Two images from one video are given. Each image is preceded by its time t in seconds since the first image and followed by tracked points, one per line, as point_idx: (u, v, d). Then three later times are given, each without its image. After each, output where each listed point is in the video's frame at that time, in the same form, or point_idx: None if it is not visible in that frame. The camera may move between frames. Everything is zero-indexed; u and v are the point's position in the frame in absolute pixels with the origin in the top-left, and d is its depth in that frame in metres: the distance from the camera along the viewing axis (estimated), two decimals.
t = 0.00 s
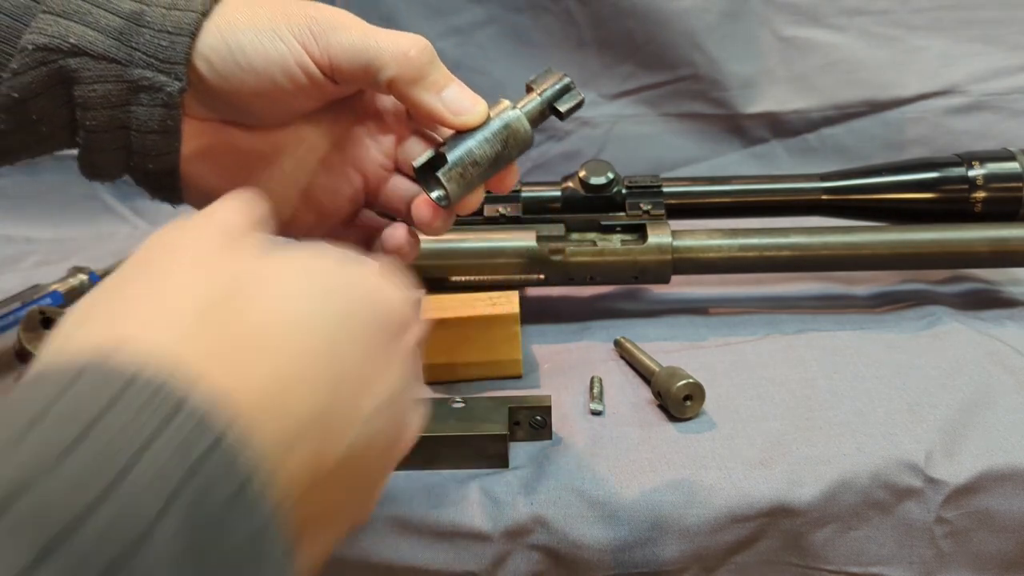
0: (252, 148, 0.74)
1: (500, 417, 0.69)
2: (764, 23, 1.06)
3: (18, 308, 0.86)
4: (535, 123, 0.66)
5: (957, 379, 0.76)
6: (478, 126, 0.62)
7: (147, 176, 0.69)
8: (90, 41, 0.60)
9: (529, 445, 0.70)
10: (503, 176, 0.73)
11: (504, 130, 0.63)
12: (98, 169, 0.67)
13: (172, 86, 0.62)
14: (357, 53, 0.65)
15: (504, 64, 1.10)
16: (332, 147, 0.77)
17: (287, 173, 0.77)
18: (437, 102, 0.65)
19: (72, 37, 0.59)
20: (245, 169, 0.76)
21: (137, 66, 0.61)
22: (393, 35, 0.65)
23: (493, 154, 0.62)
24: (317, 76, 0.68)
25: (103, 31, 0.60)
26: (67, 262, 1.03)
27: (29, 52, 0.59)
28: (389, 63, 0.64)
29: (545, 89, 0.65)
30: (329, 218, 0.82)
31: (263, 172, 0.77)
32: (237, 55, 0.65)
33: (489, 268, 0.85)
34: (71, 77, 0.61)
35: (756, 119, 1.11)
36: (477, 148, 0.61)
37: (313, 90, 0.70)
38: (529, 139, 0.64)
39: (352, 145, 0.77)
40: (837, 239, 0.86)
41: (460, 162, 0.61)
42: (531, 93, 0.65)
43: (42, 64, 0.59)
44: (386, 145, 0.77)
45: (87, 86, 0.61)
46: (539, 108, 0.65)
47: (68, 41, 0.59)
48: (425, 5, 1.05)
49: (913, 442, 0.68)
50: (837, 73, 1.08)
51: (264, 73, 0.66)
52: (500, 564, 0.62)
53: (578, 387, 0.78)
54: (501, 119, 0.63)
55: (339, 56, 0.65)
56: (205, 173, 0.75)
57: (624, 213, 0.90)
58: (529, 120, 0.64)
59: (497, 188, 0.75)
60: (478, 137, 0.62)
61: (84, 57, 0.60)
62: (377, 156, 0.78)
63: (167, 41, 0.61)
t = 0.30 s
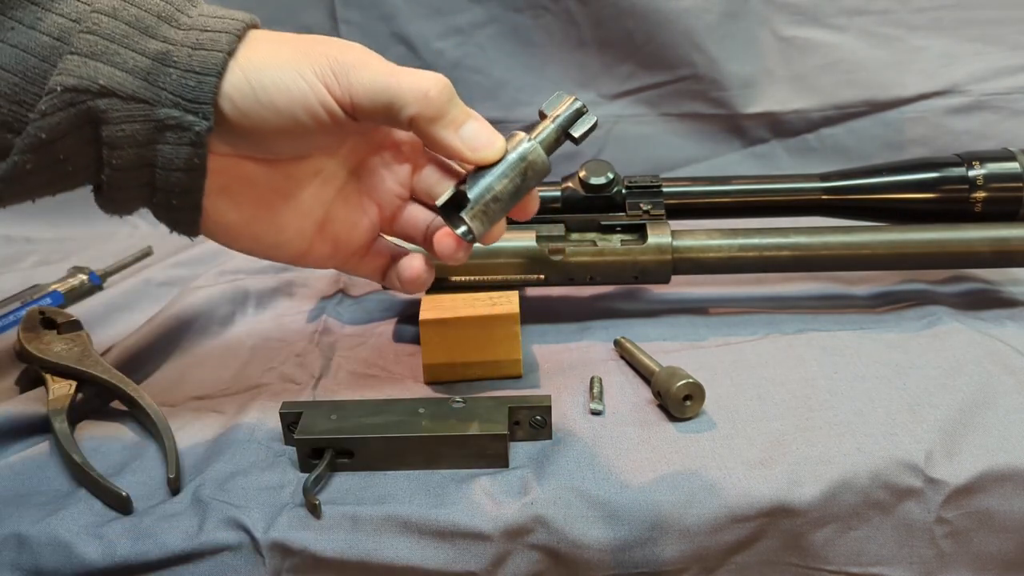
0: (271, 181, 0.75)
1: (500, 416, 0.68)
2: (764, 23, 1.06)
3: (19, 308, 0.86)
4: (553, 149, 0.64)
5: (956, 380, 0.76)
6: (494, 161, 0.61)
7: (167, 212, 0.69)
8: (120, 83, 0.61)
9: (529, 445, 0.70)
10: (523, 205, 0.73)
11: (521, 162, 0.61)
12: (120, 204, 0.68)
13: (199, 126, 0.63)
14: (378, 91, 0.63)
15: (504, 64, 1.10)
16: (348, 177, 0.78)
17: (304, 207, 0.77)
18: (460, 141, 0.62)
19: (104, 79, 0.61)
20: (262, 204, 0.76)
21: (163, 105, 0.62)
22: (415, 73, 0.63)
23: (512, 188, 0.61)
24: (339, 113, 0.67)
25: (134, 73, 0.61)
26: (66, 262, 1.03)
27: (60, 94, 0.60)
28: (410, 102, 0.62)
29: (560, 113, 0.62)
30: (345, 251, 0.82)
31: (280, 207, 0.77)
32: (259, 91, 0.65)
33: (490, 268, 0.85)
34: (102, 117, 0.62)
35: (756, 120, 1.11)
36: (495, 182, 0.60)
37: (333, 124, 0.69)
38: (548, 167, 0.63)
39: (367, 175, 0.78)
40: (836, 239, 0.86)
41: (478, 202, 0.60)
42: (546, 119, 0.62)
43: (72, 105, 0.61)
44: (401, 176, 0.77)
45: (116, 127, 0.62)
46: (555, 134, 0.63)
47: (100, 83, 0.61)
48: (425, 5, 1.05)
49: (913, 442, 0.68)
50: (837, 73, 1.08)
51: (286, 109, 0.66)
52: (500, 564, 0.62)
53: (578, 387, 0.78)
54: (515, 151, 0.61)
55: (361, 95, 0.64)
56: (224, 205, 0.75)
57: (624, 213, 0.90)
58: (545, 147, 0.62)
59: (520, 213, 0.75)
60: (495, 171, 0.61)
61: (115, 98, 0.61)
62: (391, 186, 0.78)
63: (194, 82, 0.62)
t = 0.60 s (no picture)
0: (284, 209, 0.71)
1: (500, 416, 0.68)
2: (764, 23, 1.06)
3: (19, 308, 0.86)
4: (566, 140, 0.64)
5: (957, 380, 0.76)
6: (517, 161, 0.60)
7: (176, 250, 0.65)
8: (128, 114, 0.58)
9: (529, 445, 0.70)
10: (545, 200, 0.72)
11: (543, 158, 0.61)
12: (127, 243, 0.65)
13: (214, 155, 0.60)
14: (394, 102, 0.61)
15: (504, 64, 1.10)
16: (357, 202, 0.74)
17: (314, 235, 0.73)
18: (481, 143, 0.61)
19: (111, 111, 0.57)
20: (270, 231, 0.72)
21: (175, 135, 0.59)
22: (431, 78, 0.61)
23: (540, 185, 0.61)
24: (355, 129, 0.64)
25: (142, 101, 0.58)
26: (65, 262, 1.03)
27: (66, 130, 0.57)
28: (429, 108, 0.60)
29: (567, 101, 0.62)
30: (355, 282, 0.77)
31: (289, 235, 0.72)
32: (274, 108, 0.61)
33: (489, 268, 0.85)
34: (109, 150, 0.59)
35: (756, 120, 1.11)
36: (525, 180, 0.60)
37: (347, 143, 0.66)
38: (566, 157, 0.63)
39: (374, 197, 0.75)
40: (837, 240, 0.85)
41: (512, 205, 0.59)
42: (554, 108, 0.62)
43: (79, 140, 0.57)
44: (405, 193, 0.76)
45: (127, 160, 0.59)
46: (567, 121, 0.63)
47: (111, 116, 0.57)
48: (425, 6, 1.05)
49: (914, 442, 0.68)
50: (837, 73, 1.08)
51: (303, 129, 0.63)
52: (499, 564, 0.62)
53: (579, 387, 0.78)
54: (534, 149, 0.61)
55: (378, 108, 0.61)
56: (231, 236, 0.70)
57: (624, 213, 0.90)
58: (560, 139, 0.62)
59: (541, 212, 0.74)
60: (521, 168, 0.60)
61: (124, 129, 0.58)
62: (398, 206, 0.76)
63: (208, 109, 0.59)
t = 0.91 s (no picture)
0: (253, 285, 0.63)
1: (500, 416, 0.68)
2: (764, 23, 1.06)
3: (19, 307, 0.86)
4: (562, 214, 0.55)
5: (957, 380, 0.76)
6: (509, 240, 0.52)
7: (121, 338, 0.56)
8: (77, 188, 0.49)
9: (528, 445, 0.70)
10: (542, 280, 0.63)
11: (537, 240, 0.52)
12: (66, 329, 0.55)
13: (177, 234, 0.52)
14: (381, 173, 0.52)
15: (504, 64, 1.10)
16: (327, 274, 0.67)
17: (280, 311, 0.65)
18: (477, 223, 0.52)
19: (55, 184, 0.48)
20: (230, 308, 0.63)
21: (130, 210, 0.51)
22: (419, 149, 0.53)
23: (533, 271, 0.53)
24: (334, 203, 0.56)
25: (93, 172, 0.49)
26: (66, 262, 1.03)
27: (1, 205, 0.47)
28: (420, 182, 0.52)
29: (562, 171, 0.55)
30: (323, 364, 0.68)
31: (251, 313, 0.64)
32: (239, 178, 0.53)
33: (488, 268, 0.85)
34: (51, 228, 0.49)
35: (755, 120, 1.11)
36: (515, 270, 0.51)
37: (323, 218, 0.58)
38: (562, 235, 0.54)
39: (348, 268, 0.67)
40: (837, 239, 0.85)
41: (503, 294, 0.51)
42: (549, 179, 0.54)
43: (16, 218, 0.48)
44: (381, 265, 0.68)
45: (74, 240, 0.50)
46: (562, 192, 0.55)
47: (56, 190, 0.48)
48: (425, 5, 1.05)
49: (914, 443, 0.68)
50: (837, 73, 1.08)
51: (274, 201, 0.54)
52: (499, 564, 0.63)
53: (578, 387, 0.78)
54: (527, 229, 0.52)
55: (360, 181, 0.53)
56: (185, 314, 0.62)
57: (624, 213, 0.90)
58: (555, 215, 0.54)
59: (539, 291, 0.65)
60: (511, 255, 0.52)
61: (70, 205, 0.49)
62: (374, 279, 0.68)
63: (172, 181, 0.51)
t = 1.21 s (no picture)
0: (210, 314, 0.58)
1: (499, 416, 0.68)
2: (764, 23, 1.06)
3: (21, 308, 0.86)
4: (552, 239, 0.55)
5: (956, 380, 0.76)
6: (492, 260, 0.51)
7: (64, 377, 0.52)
8: (11, 215, 0.47)
9: (529, 445, 0.70)
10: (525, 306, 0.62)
11: (523, 261, 0.51)
12: None
13: (124, 264, 0.50)
14: (349, 191, 0.51)
15: (504, 64, 1.09)
16: (294, 306, 0.63)
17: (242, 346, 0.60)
18: (451, 241, 0.52)
19: None
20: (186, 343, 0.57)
21: (70, 239, 0.49)
22: (392, 163, 0.52)
23: (517, 292, 0.51)
24: (297, 226, 0.54)
25: (29, 197, 0.47)
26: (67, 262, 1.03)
27: None
28: (387, 199, 0.51)
29: (555, 195, 0.54)
30: (289, 403, 0.63)
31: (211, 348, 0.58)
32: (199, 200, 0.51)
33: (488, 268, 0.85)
34: None
35: (756, 120, 1.11)
36: (497, 288, 0.50)
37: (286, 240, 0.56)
38: (552, 259, 0.53)
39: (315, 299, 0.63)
40: (837, 240, 0.85)
41: (480, 317, 0.50)
42: (540, 202, 0.53)
43: None
44: (354, 294, 0.65)
45: (6, 273, 0.48)
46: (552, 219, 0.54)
47: None
48: (425, 5, 1.05)
49: (914, 442, 0.68)
50: (837, 73, 1.08)
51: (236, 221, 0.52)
52: (500, 565, 0.63)
53: (578, 387, 0.78)
54: (514, 249, 0.51)
55: (324, 202, 0.52)
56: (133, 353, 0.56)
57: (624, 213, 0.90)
58: (545, 239, 0.53)
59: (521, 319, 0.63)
60: (495, 273, 0.50)
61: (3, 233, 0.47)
62: (342, 309, 0.65)
63: (115, 208, 0.49)
